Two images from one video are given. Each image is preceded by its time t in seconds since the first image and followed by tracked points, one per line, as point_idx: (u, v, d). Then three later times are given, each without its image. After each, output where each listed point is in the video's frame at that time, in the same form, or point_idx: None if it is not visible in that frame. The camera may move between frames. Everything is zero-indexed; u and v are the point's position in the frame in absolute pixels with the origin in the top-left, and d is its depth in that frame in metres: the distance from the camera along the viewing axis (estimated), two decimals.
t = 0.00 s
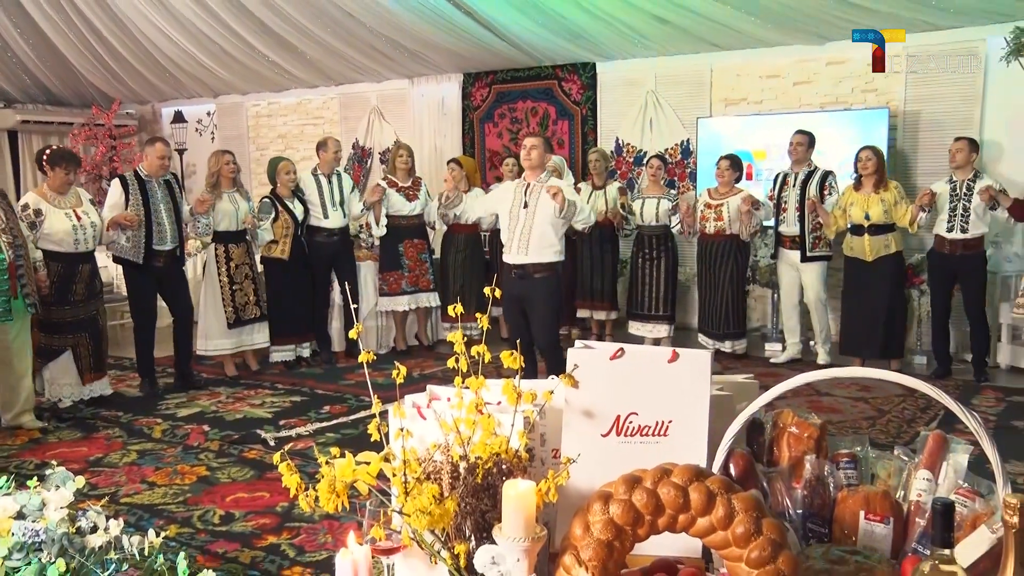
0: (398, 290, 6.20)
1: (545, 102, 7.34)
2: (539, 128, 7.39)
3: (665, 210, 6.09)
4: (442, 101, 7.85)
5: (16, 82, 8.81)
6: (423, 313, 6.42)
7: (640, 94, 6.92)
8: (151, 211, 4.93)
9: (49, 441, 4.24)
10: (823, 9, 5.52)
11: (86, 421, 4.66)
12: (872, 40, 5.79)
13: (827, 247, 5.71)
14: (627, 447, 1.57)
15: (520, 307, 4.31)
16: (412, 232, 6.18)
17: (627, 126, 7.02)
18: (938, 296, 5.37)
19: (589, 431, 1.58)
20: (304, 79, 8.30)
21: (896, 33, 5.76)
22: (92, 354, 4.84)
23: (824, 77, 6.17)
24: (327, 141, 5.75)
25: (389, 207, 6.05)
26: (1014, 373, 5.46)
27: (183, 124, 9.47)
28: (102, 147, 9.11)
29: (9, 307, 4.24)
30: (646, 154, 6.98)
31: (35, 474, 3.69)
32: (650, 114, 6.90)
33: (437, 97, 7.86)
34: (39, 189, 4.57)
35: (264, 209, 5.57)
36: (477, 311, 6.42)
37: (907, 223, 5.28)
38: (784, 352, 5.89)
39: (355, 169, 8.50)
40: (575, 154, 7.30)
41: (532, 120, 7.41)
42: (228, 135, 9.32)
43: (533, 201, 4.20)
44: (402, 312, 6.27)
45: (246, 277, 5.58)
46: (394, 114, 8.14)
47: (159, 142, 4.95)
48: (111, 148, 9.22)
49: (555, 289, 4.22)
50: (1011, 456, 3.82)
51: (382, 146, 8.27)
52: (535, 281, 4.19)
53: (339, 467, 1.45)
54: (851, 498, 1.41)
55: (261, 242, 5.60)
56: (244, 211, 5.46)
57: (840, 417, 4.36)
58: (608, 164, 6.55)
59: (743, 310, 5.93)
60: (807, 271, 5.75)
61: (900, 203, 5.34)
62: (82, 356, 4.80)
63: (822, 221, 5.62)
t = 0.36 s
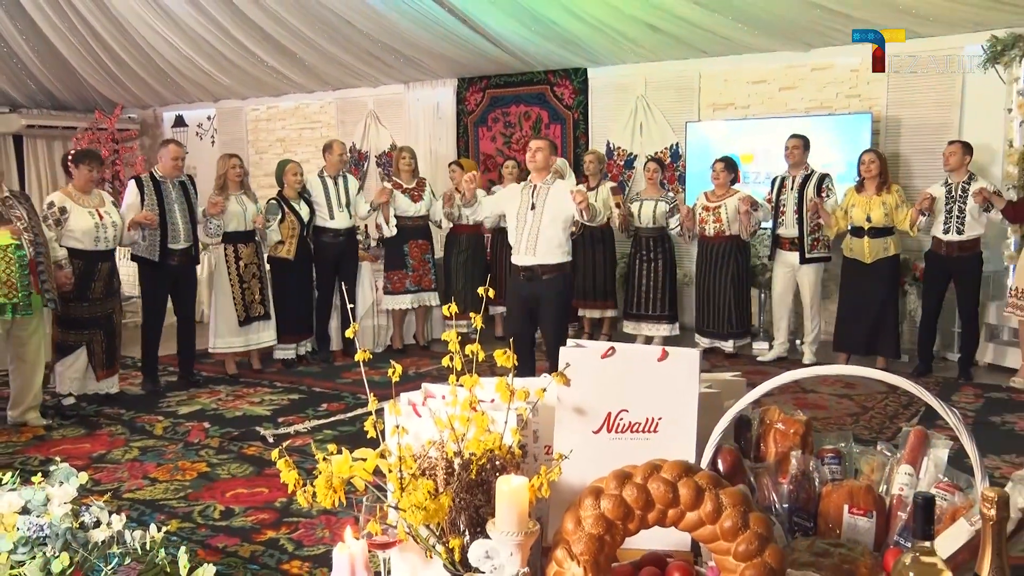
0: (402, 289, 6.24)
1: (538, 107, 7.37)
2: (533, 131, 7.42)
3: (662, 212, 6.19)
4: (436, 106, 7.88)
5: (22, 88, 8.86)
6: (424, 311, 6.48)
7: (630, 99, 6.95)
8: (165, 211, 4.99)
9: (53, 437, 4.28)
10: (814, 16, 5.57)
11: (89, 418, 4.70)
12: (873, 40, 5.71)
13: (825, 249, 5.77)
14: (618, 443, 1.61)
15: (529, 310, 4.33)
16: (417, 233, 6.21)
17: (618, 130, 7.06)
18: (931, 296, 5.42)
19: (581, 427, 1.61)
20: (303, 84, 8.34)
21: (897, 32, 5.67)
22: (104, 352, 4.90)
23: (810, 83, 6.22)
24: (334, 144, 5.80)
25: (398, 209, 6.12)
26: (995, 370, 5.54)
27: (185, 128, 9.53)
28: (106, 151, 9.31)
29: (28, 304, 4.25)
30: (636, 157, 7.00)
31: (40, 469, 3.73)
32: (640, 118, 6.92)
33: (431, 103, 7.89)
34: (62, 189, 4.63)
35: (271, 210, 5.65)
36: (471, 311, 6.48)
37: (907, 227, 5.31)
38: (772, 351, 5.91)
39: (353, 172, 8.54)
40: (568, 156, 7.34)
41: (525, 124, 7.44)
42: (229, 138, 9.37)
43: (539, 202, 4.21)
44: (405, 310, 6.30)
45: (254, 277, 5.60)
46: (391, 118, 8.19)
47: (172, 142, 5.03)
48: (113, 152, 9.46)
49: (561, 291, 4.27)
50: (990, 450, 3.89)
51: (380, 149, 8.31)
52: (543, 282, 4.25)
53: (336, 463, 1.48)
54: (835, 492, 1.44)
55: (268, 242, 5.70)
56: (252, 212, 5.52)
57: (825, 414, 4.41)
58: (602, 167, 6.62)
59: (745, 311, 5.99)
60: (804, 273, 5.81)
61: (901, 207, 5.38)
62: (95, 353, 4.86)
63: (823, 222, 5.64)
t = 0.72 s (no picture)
0: (405, 287, 6.31)
1: (530, 110, 7.41)
2: (525, 134, 7.46)
3: (656, 212, 6.26)
4: (430, 110, 7.92)
5: (27, 92, 8.90)
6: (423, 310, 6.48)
7: (620, 102, 6.99)
8: (172, 213, 5.08)
9: (56, 434, 4.31)
10: (801, 23, 5.64)
11: (92, 416, 4.74)
12: (873, 39, 5.68)
13: (818, 250, 5.84)
14: (609, 439, 1.64)
15: (526, 308, 4.36)
16: (417, 233, 6.28)
17: (609, 133, 7.09)
18: (917, 295, 5.48)
19: (572, 424, 1.64)
20: (301, 88, 8.38)
21: (898, 32, 5.62)
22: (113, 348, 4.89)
23: (795, 87, 6.28)
24: (337, 146, 5.84)
25: (403, 211, 6.19)
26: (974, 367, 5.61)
27: (185, 131, 9.55)
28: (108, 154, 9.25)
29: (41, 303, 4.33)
30: (627, 160, 7.03)
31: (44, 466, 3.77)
32: (631, 121, 6.96)
33: (426, 107, 7.93)
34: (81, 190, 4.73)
35: (278, 211, 5.67)
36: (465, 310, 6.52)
37: (899, 229, 5.42)
38: (761, 349, 5.97)
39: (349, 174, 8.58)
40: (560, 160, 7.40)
41: (518, 127, 7.49)
42: (228, 142, 9.41)
43: (539, 204, 4.25)
44: (411, 308, 6.36)
45: (255, 276, 5.66)
46: (386, 122, 8.22)
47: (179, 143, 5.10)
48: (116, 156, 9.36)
49: (559, 290, 4.31)
50: (967, 444, 3.94)
51: (376, 152, 8.36)
52: (541, 283, 4.28)
53: (333, 459, 1.52)
54: (820, 486, 1.48)
55: (276, 242, 5.71)
56: (256, 214, 5.57)
57: (810, 410, 4.46)
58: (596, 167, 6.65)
59: (745, 304, 6.05)
60: (795, 274, 5.88)
61: (891, 210, 5.49)
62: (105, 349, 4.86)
63: (817, 221, 5.74)
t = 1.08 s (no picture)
0: (402, 289, 6.35)
1: (523, 114, 7.47)
2: (519, 138, 7.51)
3: (646, 215, 6.30)
4: (426, 114, 7.96)
5: (32, 97, 8.92)
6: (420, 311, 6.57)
7: (611, 106, 7.05)
8: (171, 216, 5.12)
9: (61, 431, 4.35)
10: (790, 31, 5.70)
11: (95, 413, 4.78)
12: (873, 39, 5.59)
13: (801, 252, 5.92)
14: (601, 435, 1.68)
15: (516, 314, 4.40)
16: (413, 235, 6.33)
17: (599, 136, 7.15)
18: (899, 293, 5.56)
19: (565, 421, 1.68)
20: (300, 93, 8.43)
21: (897, 32, 5.55)
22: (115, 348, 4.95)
23: (780, 93, 6.33)
24: (334, 150, 5.87)
25: (400, 214, 6.22)
26: (954, 365, 5.67)
27: (185, 134, 9.60)
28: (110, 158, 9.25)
29: (45, 304, 4.34)
30: (618, 163, 7.08)
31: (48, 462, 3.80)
32: (621, 124, 7.01)
33: (421, 111, 7.97)
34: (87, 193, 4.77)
35: (280, 212, 5.71)
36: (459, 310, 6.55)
37: (878, 231, 5.48)
38: (749, 347, 6.04)
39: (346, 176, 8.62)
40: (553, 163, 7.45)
41: (512, 131, 7.53)
42: (227, 145, 9.45)
43: (531, 210, 4.32)
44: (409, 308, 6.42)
45: (252, 278, 5.71)
46: (383, 125, 8.26)
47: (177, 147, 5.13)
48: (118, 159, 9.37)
49: (550, 292, 4.33)
50: (947, 438, 3.99)
51: (372, 154, 8.40)
52: (533, 285, 4.31)
53: (330, 456, 1.55)
54: (807, 480, 1.52)
55: (276, 242, 5.75)
56: (253, 217, 5.61)
57: (796, 407, 4.51)
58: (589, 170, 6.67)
59: (726, 311, 6.10)
60: (781, 276, 5.93)
61: (872, 213, 5.55)
62: (108, 348, 4.91)
63: (798, 225, 5.82)
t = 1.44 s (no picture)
0: (392, 287, 6.35)
1: (518, 117, 7.52)
2: (514, 140, 7.56)
3: (633, 216, 6.30)
4: (424, 117, 8.01)
5: (39, 102, 8.94)
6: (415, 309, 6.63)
7: (604, 109, 7.10)
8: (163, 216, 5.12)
9: (67, 427, 4.40)
10: (774, 35, 5.73)
11: (102, 409, 4.82)
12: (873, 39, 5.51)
13: (779, 248, 5.91)
14: (595, 432, 1.71)
15: (501, 306, 4.53)
16: (405, 234, 6.31)
17: (593, 139, 7.20)
18: (873, 291, 5.59)
19: (559, 418, 1.71)
20: (299, 96, 8.47)
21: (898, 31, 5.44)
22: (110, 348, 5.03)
23: (770, 96, 6.38)
24: (326, 153, 5.88)
25: (389, 213, 6.23)
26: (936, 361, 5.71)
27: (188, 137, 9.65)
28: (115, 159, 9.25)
29: (40, 303, 4.39)
30: (611, 164, 7.14)
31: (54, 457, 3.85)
32: (615, 126, 7.07)
33: (419, 114, 8.02)
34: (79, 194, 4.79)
35: (276, 213, 5.79)
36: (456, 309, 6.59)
37: (850, 230, 5.47)
38: (737, 344, 6.13)
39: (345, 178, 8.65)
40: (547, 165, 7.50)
41: (507, 133, 7.58)
42: (229, 147, 9.51)
43: (513, 205, 4.32)
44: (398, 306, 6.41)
45: (245, 278, 5.73)
46: (382, 128, 8.30)
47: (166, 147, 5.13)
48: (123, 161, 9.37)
49: (535, 288, 4.46)
50: (930, 433, 4.04)
51: (371, 157, 8.44)
52: (515, 280, 4.42)
53: (330, 452, 1.58)
54: (795, 475, 1.56)
55: (271, 242, 5.82)
56: (246, 218, 5.64)
57: (785, 403, 4.57)
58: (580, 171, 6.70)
59: (708, 309, 6.12)
60: (761, 271, 5.94)
61: (844, 212, 5.55)
62: (102, 349, 5.00)
63: (775, 224, 5.81)
